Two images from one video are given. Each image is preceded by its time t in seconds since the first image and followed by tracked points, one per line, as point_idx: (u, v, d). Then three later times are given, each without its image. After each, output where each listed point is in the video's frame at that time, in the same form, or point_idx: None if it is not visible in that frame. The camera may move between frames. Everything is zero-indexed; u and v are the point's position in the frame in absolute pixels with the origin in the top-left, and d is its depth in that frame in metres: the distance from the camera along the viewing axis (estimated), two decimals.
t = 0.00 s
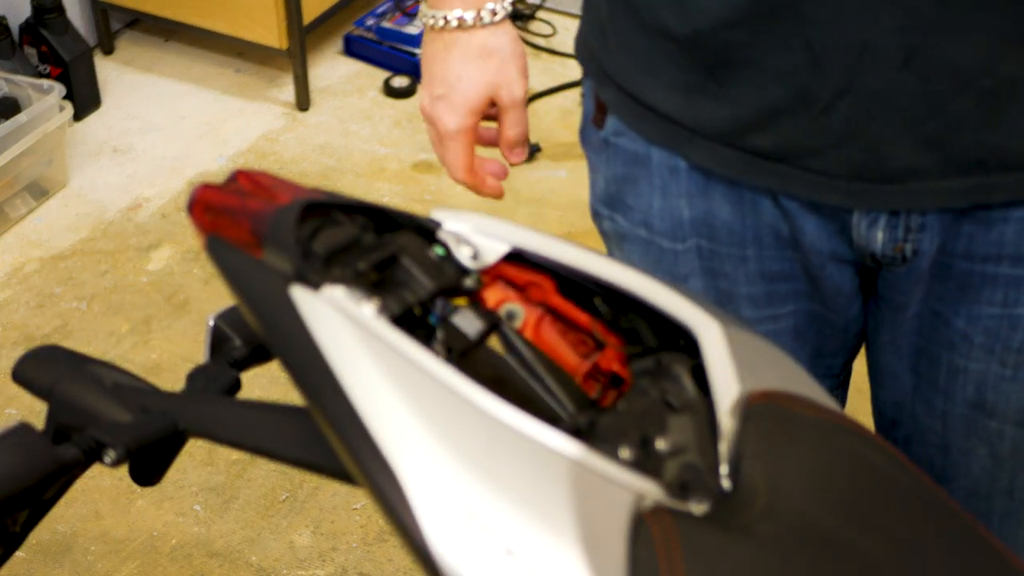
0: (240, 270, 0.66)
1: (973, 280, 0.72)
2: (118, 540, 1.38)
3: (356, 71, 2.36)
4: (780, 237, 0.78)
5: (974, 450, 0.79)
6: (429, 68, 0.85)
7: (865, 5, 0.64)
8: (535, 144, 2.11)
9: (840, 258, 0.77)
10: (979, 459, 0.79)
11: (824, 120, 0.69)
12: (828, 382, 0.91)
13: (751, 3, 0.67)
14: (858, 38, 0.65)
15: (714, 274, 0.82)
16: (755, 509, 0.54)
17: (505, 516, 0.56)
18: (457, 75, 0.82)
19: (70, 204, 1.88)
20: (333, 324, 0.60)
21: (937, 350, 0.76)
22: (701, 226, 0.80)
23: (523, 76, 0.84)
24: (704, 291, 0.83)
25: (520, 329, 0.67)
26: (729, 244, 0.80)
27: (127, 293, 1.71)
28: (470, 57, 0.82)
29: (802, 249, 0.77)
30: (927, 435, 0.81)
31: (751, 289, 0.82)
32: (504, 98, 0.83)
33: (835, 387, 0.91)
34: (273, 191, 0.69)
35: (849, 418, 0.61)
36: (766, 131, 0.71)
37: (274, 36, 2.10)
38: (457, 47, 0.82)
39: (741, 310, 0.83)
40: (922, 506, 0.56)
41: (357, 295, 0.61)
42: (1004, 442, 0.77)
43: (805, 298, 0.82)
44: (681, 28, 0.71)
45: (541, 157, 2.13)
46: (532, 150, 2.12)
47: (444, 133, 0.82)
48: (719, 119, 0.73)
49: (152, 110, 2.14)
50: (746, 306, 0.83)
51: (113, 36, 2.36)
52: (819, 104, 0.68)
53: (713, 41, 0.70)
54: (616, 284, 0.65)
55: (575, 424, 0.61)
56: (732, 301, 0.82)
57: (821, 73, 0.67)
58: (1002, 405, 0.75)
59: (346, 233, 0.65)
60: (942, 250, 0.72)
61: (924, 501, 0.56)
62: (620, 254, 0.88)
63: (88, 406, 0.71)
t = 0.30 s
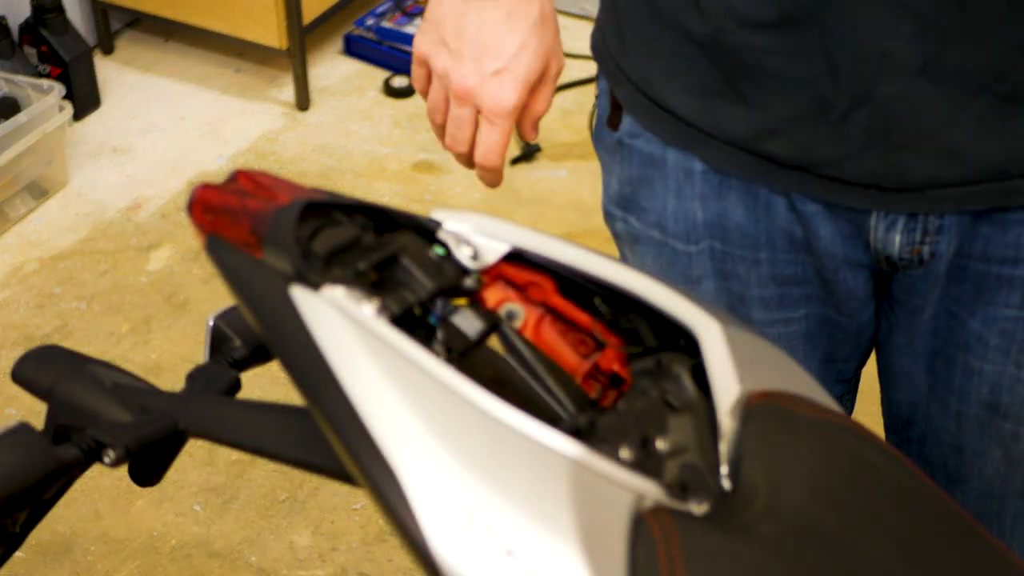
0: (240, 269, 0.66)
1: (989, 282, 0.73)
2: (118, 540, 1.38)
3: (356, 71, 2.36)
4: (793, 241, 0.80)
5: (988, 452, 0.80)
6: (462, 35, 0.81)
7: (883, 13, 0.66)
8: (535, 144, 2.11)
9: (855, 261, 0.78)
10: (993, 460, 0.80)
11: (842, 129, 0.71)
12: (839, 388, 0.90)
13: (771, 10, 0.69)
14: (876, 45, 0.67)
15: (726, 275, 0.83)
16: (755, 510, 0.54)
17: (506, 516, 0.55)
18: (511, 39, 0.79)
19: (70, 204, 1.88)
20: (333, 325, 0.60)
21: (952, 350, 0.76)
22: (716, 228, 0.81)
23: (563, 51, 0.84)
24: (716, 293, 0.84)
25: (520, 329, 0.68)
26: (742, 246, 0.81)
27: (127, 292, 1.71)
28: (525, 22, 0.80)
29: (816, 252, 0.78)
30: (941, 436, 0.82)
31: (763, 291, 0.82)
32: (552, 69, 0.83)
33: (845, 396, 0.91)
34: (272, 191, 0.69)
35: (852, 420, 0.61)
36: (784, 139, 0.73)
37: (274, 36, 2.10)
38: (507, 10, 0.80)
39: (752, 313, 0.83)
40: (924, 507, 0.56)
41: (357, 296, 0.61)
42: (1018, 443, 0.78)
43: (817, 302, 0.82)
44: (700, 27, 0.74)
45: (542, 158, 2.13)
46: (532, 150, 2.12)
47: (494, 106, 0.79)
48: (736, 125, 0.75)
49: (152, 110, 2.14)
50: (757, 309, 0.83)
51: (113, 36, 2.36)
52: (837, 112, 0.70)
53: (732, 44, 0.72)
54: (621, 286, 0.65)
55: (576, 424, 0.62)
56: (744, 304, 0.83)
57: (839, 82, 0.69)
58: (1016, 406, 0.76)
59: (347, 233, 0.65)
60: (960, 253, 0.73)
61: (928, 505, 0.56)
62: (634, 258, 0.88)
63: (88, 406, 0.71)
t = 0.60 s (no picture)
0: (237, 270, 0.65)
1: (996, 286, 0.72)
2: (118, 541, 1.32)
3: (355, 71, 2.35)
4: (796, 242, 0.81)
5: (993, 456, 0.78)
6: (617, 18, 0.62)
7: (886, 18, 0.68)
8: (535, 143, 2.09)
9: (858, 265, 0.78)
10: (997, 467, 0.78)
11: (848, 131, 0.72)
12: (844, 392, 0.90)
13: (776, 12, 0.72)
14: (878, 52, 0.69)
15: (728, 275, 0.85)
16: (755, 510, 0.54)
17: (506, 515, 0.54)
18: (678, 20, 0.61)
19: (69, 204, 1.88)
20: (332, 325, 0.60)
21: (957, 354, 0.76)
22: (718, 229, 0.83)
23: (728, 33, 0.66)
24: (718, 293, 0.86)
25: (520, 329, 0.69)
26: (744, 247, 0.82)
27: (127, 292, 1.70)
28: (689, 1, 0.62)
29: (819, 254, 0.79)
30: (945, 438, 0.81)
31: (765, 292, 0.83)
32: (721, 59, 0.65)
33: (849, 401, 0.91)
34: (272, 191, 0.68)
35: (852, 420, 0.61)
36: (789, 139, 0.75)
37: (274, 35, 2.10)
38: None
39: (754, 314, 0.85)
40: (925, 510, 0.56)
41: (358, 297, 0.61)
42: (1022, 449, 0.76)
43: (819, 304, 0.83)
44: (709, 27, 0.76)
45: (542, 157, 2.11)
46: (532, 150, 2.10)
47: (662, 110, 0.61)
48: (740, 124, 0.77)
49: (152, 110, 2.14)
50: (759, 310, 0.84)
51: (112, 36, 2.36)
52: (842, 113, 0.72)
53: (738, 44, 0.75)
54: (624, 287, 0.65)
55: (579, 424, 0.62)
56: (745, 304, 0.84)
57: (844, 84, 0.71)
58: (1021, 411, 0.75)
59: (346, 233, 0.65)
60: (965, 258, 0.74)
61: (929, 509, 0.56)
62: (639, 258, 0.90)
63: (88, 406, 0.72)
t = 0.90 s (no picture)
0: (236, 270, 0.63)
1: (1008, 292, 0.71)
2: (117, 542, 1.31)
3: (355, 70, 2.35)
4: (802, 245, 0.80)
5: (1004, 461, 0.77)
6: (619, 113, 0.60)
7: (899, 30, 0.67)
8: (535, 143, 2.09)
9: (867, 270, 0.78)
10: (1009, 472, 0.77)
11: (862, 133, 0.73)
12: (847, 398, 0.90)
13: (789, 18, 0.71)
14: (893, 67, 0.68)
15: (733, 277, 0.85)
16: (755, 511, 0.53)
17: (506, 515, 0.53)
18: (683, 118, 0.59)
19: (68, 204, 1.88)
20: (331, 323, 0.58)
21: (968, 358, 0.75)
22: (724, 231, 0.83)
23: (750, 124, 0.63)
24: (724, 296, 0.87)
25: (521, 328, 0.70)
26: (750, 249, 0.82)
27: (126, 292, 1.70)
28: (691, 95, 0.60)
29: (826, 257, 0.79)
30: (955, 443, 0.80)
31: (771, 295, 0.83)
32: (736, 151, 0.61)
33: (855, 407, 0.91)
34: (272, 191, 0.68)
35: (851, 420, 0.61)
36: (796, 139, 0.75)
37: (273, 34, 2.10)
38: (678, 81, 0.60)
39: (760, 316, 0.85)
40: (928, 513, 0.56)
41: (357, 297, 0.60)
42: None
43: (825, 309, 0.83)
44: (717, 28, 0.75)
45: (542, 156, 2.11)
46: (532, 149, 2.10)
47: (658, 211, 0.59)
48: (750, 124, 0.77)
49: (151, 110, 2.14)
50: (764, 313, 0.85)
51: (111, 35, 2.35)
52: (856, 116, 0.72)
53: (748, 49, 0.74)
54: (633, 292, 0.66)
55: (579, 424, 0.61)
56: (751, 308, 0.85)
57: (857, 91, 0.71)
58: None
59: (345, 232, 0.65)
60: (976, 263, 0.73)
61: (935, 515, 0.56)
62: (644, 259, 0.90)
63: (87, 407, 0.72)
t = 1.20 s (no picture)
0: (236, 271, 0.62)
1: (1020, 296, 0.71)
2: (115, 542, 1.30)
3: (354, 70, 2.35)
4: (813, 251, 0.79)
5: (1015, 466, 0.76)
6: (583, 149, 0.62)
7: (917, 33, 0.68)
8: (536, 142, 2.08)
9: (879, 277, 0.77)
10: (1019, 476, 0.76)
11: (876, 138, 0.72)
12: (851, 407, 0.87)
13: (805, 22, 0.71)
14: (911, 69, 0.68)
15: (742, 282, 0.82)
16: (756, 512, 0.54)
17: (507, 516, 0.53)
18: (646, 156, 0.61)
19: (67, 203, 1.88)
20: (333, 324, 0.58)
21: (979, 362, 0.74)
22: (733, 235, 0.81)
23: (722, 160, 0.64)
24: (732, 303, 0.82)
25: (520, 330, 0.68)
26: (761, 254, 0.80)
27: (126, 293, 1.70)
28: (655, 134, 0.61)
29: (837, 263, 0.78)
30: (963, 447, 0.79)
31: (780, 301, 0.80)
32: (706, 189, 0.62)
33: (861, 415, 0.87)
34: (271, 191, 0.68)
35: (853, 421, 0.61)
36: (809, 144, 0.74)
37: (272, 32, 2.10)
38: (642, 118, 0.61)
39: (769, 323, 0.81)
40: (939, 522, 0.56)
41: (355, 296, 0.59)
42: None
43: (835, 317, 0.81)
44: (729, 37, 0.75)
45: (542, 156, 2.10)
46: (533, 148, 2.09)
47: (620, 246, 0.61)
48: (763, 129, 0.75)
49: (151, 110, 2.13)
50: (774, 320, 0.81)
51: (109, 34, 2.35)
52: (870, 121, 0.72)
53: (764, 54, 0.74)
54: (643, 297, 0.66)
55: (580, 424, 0.61)
56: (760, 314, 0.81)
57: (873, 92, 0.71)
58: None
59: (345, 233, 0.65)
60: (989, 268, 0.72)
61: (944, 522, 0.56)
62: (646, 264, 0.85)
63: (86, 407, 0.72)
